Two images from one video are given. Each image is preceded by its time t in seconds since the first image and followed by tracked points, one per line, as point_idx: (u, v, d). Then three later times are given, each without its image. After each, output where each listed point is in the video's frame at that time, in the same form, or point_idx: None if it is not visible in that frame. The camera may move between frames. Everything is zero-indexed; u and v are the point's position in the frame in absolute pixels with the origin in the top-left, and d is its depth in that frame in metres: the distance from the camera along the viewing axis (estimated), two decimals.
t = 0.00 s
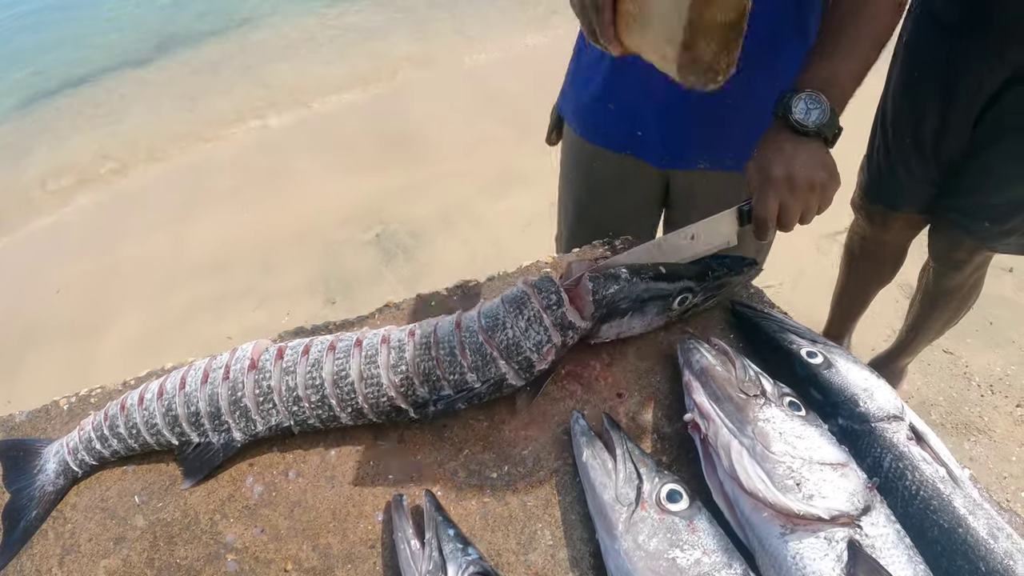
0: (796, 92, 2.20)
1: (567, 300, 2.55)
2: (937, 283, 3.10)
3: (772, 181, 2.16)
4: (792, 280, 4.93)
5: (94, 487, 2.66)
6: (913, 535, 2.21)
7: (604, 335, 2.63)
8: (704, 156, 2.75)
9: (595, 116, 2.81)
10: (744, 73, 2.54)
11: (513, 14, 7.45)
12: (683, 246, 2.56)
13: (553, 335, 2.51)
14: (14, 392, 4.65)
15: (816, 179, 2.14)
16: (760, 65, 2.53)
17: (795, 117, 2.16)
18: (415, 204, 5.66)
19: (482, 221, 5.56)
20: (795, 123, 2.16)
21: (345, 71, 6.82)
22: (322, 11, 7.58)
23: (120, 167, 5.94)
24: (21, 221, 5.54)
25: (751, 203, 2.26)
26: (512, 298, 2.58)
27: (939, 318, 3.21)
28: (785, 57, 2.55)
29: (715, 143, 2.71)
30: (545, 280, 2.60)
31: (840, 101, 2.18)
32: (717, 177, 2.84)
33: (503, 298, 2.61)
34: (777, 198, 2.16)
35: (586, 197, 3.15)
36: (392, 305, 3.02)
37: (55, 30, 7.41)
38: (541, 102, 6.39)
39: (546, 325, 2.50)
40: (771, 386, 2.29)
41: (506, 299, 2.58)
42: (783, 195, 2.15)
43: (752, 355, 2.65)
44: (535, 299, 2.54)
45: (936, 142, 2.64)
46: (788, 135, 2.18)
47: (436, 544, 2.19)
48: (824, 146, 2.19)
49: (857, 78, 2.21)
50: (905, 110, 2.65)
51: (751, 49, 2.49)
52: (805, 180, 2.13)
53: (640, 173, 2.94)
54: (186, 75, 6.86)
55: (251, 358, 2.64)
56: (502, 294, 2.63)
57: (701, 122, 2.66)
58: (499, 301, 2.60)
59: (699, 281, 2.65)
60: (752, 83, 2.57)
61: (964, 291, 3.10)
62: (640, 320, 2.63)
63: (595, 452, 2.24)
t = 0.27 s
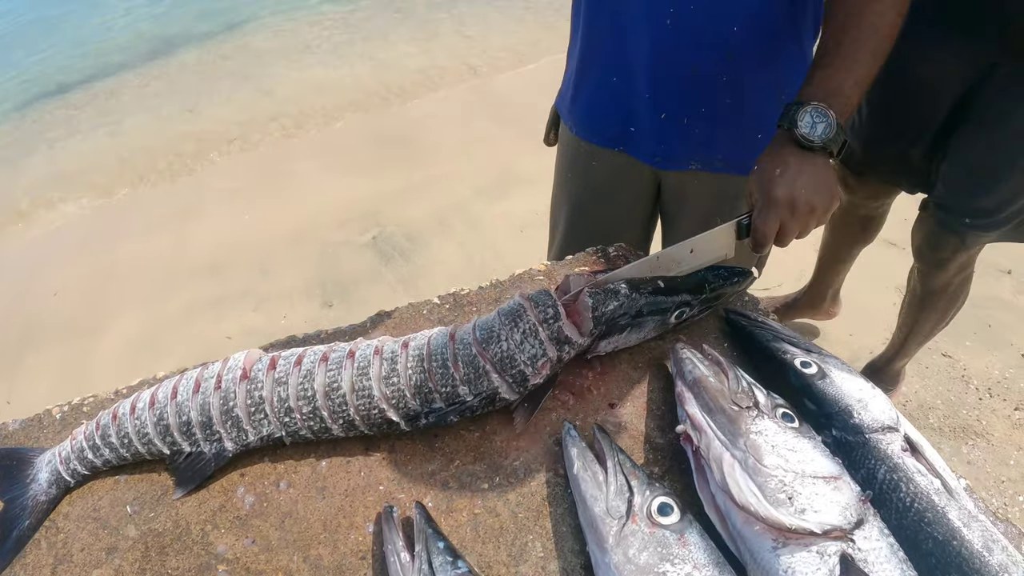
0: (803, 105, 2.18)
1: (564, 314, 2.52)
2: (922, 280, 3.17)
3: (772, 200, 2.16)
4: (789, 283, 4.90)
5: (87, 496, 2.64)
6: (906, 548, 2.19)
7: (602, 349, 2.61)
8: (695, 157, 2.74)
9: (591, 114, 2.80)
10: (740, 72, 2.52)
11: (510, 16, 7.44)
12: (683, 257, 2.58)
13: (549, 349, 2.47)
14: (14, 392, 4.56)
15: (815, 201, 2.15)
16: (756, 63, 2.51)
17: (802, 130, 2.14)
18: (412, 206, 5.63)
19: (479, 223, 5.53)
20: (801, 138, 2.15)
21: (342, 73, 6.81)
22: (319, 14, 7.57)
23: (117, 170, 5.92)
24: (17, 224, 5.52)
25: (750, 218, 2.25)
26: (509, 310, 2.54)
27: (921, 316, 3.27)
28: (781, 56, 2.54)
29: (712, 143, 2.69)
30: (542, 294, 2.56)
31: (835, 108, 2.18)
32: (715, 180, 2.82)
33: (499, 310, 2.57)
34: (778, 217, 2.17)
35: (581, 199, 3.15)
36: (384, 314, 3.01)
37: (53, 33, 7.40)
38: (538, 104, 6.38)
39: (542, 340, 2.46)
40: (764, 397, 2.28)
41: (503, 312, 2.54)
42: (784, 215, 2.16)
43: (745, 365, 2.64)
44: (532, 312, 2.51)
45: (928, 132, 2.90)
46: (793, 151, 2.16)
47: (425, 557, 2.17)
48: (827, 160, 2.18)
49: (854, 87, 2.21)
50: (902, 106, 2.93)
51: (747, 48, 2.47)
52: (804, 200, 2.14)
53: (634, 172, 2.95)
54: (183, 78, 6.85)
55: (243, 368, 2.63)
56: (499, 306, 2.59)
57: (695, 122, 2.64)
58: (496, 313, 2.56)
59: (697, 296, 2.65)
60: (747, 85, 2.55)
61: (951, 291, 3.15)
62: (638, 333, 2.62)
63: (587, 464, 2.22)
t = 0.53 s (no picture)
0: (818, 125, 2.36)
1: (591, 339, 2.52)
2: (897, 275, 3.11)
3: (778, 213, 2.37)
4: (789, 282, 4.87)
5: (78, 497, 2.59)
6: (907, 550, 2.16)
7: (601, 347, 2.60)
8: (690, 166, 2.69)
9: (578, 121, 2.76)
10: (728, 73, 2.43)
11: (509, 14, 7.40)
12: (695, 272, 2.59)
13: (576, 379, 2.51)
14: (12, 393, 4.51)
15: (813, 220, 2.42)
16: (744, 64, 2.42)
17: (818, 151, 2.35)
18: (409, 204, 5.59)
19: (476, 221, 5.48)
20: (813, 159, 2.36)
21: (340, 71, 6.78)
22: (317, 12, 7.55)
23: (114, 168, 5.88)
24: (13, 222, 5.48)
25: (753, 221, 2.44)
26: (542, 341, 2.46)
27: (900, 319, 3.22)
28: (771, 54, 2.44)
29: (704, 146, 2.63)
30: (571, 322, 2.50)
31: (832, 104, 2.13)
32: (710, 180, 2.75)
33: (529, 335, 2.47)
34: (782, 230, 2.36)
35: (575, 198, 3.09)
36: (377, 313, 2.97)
37: (50, 32, 7.37)
38: (537, 102, 6.34)
39: (567, 367, 2.48)
40: (762, 397, 2.24)
41: (530, 338, 2.46)
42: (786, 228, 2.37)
43: (743, 364, 2.60)
44: (569, 351, 2.48)
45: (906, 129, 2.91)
46: (800, 168, 2.41)
47: (417, 559, 2.13)
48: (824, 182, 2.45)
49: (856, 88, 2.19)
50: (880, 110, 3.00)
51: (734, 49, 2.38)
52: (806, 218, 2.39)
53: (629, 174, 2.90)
54: (180, 76, 6.81)
55: (235, 369, 2.57)
56: (528, 330, 2.48)
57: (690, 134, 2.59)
58: (525, 340, 2.46)
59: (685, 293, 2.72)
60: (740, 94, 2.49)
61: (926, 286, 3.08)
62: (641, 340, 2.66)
63: (581, 465, 2.19)
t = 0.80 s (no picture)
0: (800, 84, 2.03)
1: (556, 308, 2.47)
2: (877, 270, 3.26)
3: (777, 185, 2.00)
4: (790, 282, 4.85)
5: (74, 500, 2.56)
6: (912, 553, 2.14)
7: (596, 345, 2.54)
8: (687, 159, 2.69)
9: (580, 111, 2.78)
10: (736, 73, 2.47)
11: (508, 14, 7.38)
12: (687, 255, 2.43)
13: (541, 342, 2.45)
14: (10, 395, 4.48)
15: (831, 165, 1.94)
16: (753, 66, 2.45)
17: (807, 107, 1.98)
18: (409, 204, 5.56)
19: (475, 221, 5.45)
20: (805, 115, 1.97)
21: (339, 70, 6.76)
22: (316, 12, 7.54)
23: (112, 168, 5.86)
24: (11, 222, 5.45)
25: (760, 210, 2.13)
26: (502, 302, 2.50)
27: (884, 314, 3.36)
28: (779, 60, 2.47)
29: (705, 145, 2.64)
30: (536, 286, 2.54)
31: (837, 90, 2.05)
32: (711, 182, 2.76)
33: (491, 303, 2.53)
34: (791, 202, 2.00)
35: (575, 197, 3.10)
36: (376, 314, 2.95)
37: (48, 31, 7.34)
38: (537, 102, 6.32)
39: (534, 333, 2.44)
40: (765, 398, 2.22)
41: (495, 305, 2.50)
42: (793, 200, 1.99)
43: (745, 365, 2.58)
44: (525, 305, 2.48)
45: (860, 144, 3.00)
46: (798, 124, 1.99)
47: (416, 563, 2.11)
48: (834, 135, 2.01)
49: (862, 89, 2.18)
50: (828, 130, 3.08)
51: (744, 50, 2.42)
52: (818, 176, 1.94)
53: (631, 172, 2.90)
54: (179, 75, 6.79)
55: (230, 370, 2.55)
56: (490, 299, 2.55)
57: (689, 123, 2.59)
58: (487, 306, 2.52)
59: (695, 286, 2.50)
60: (741, 87, 2.50)
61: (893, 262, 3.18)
62: (637, 329, 2.52)
63: (582, 468, 2.16)
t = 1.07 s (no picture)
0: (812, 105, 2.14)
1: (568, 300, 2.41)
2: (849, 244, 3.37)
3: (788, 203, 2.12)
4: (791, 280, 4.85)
5: (76, 500, 2.55)
6: (918, 551, 2.13)
7: (612, 343, 2.51)
8: (685, 156, 2.67)
9: (580, 107, 2.78)
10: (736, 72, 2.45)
11: (508, 13, 7.37)
12: (697, 256, 2.50)
13: (551, 334, 2.36)
14: (11, 393, 4.46)
15: (830, 197, 2.10)
16: (753, 66, 2.44)
17: (815, 132, 2.09)
18: (410, 202, 5.55)
19: (476, 219, 5.43)
20: (814, 140, 2.09)
21: (340, 69, 6.74)
22: (317, 11, 7.54)
23: (112, 167, 5.84)
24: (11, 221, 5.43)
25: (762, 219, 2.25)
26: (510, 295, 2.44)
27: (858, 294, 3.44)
28: (781, 60, 2.45)
29: (702, 144, 2.63)
30: (545, 279, 2.47)
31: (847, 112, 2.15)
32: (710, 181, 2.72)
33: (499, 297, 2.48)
34: (794, 220, 2.14)
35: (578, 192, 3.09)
36: (378, 312, 2.94)
37: (48, 30, 7.32)
38: (537, 100, 6.31)
39: (544, 325, 2.36)
40: (770, 396, 2.21)
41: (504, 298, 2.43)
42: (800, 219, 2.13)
43: (750, 362, 2.57)
44: (533, 297, 2.40)
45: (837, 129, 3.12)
46: (805, 150, 2.11)
47: (421, 562, 2.10)
48: (838, 161, 2.14)
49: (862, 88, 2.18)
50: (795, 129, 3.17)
51: (745, 49, 2.40)
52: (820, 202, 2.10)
53: (630, 170, 2.88)
54: (178, 74, 6.77)
55: (234, 369, 2.53)
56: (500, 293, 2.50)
57: (687, 120, 2.58)
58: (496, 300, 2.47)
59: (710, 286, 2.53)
60: (741, 85, 2.48)
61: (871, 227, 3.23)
62: (652, 327, 2.51)
63: (587, 467, 2.15)
